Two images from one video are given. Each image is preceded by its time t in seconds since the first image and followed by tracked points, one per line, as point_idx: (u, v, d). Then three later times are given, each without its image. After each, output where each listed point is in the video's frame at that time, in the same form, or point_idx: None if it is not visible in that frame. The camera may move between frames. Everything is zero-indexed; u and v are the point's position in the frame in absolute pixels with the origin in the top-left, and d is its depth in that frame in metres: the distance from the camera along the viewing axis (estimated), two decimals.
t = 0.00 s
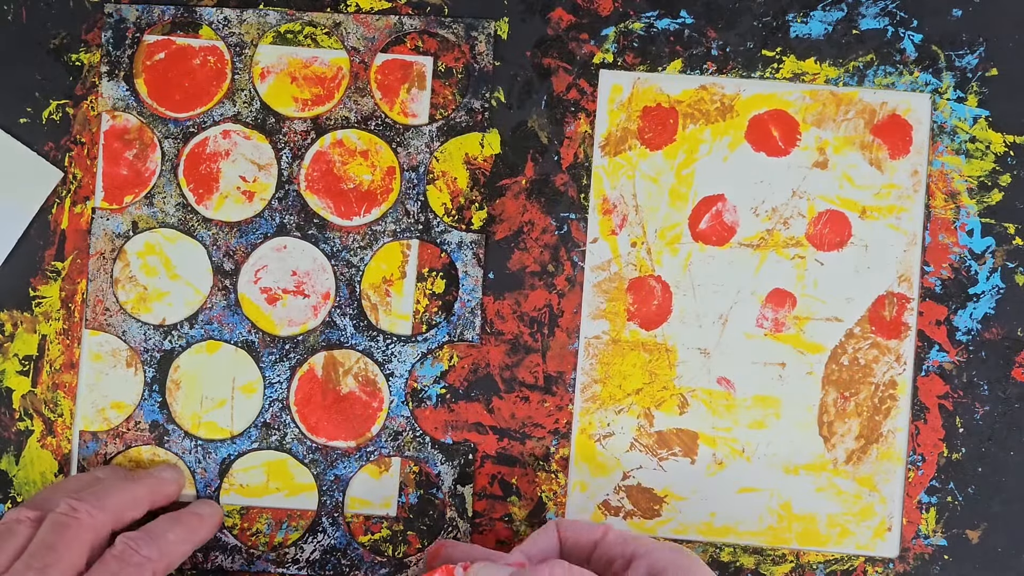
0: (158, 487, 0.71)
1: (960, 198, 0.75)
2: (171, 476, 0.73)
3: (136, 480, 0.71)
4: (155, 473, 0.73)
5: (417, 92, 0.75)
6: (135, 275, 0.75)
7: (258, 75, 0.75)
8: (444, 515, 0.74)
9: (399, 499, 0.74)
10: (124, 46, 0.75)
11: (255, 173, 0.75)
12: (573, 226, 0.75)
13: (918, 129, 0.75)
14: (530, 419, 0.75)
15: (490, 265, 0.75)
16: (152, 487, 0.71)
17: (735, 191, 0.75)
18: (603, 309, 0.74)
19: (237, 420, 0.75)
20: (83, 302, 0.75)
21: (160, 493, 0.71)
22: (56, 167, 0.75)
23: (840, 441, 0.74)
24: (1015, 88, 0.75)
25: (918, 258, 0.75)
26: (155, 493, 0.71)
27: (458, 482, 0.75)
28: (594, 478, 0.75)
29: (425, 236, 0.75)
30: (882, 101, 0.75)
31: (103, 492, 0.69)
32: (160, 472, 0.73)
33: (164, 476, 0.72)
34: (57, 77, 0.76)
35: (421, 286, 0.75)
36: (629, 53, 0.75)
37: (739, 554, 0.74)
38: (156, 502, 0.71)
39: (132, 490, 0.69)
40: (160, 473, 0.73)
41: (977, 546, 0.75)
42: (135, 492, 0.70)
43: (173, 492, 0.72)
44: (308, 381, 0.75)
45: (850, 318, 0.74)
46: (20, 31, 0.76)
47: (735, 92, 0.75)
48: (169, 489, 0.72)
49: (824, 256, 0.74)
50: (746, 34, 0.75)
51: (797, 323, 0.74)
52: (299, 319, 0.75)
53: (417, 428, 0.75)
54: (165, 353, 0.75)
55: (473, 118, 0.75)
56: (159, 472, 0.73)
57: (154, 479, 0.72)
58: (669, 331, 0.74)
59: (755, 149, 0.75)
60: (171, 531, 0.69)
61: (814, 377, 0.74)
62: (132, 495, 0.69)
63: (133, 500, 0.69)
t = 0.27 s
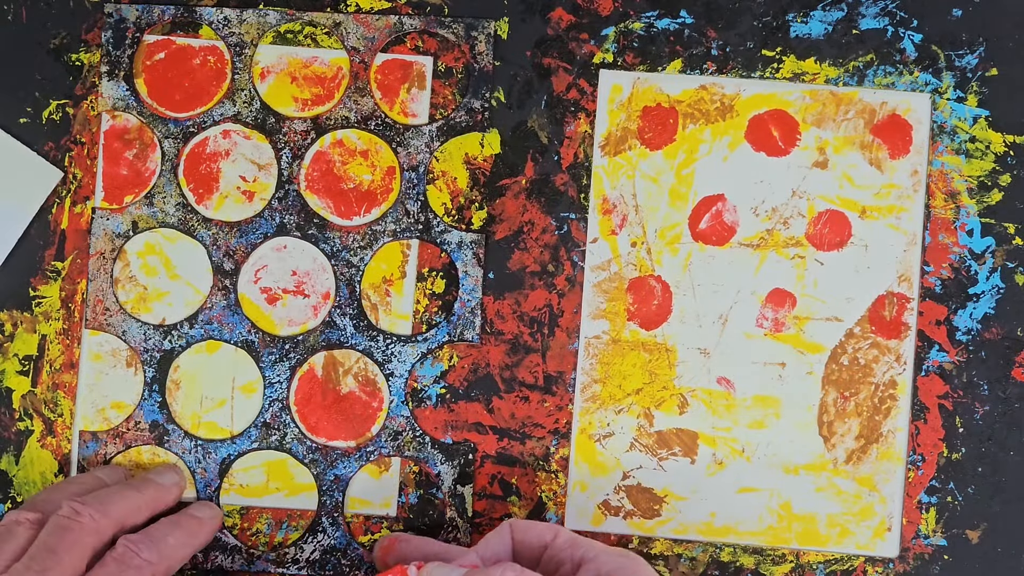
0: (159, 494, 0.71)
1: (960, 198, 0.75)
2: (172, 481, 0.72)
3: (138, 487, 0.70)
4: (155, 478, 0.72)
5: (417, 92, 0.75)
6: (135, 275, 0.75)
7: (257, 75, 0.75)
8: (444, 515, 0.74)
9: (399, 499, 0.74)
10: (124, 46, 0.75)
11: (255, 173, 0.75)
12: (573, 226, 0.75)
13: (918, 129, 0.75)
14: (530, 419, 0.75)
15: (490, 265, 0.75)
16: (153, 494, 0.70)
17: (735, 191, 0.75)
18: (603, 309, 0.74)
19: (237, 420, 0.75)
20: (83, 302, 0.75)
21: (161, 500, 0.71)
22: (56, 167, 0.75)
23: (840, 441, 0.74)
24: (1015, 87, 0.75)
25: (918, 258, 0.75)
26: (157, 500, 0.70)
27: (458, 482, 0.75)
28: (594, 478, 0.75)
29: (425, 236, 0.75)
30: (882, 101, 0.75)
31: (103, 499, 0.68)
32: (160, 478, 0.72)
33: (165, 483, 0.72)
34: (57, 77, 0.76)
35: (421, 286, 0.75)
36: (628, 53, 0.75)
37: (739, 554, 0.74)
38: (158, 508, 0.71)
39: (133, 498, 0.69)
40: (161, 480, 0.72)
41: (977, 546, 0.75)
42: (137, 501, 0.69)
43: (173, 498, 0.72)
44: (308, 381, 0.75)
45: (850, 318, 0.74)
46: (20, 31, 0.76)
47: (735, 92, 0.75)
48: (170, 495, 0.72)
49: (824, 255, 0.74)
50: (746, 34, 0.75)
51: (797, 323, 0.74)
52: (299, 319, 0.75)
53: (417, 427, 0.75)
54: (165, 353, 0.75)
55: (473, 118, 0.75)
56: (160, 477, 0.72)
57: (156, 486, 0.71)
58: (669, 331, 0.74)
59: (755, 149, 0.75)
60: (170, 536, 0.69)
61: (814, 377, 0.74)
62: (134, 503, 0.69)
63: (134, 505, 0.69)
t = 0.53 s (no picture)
0: (158, 497, 0.71)
1: (960, 198, 0.75)
2: (171, 483, 0.72)
3: (137, 489, 0.70)
4: (154, 480, 0.72)
5: (417, 92, 0.75)
6: (135, 275, 0.75)
7: (258, 75, 0.75)
8: (443, 515, 0.74)
9: (399, 500, 0.74)
10: (124, 46, 0.75)
11: (255, 173, 0.75)
12: (573, 226, 0.75)
13: (919, 130, 0.75)
14: (530, 420, 0.75)
15: (490, 265, 0.75)
16: (153, 497, 0.70)
17: (735, 191, 0.75)
18: (603, 309, 0.74)
19: (237, 421, 0.75)
20: (83, 302, 0.75)
21: (160, 502, 0.71)
22: (56, 166, 0.75)
23: (841, 441, 0.74)
24: (1015, 87, 0.75)
25: (918, 258, 0.75)
26: (156, 503, 0.70)
27: (459, 482, 0.75)
28: (594, 478, 0.75)
29: (425, 236, 0.75)
30: (882, 101, 0.75)
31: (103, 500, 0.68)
32: (159, 479, 0.72)
33: (164, 485, 0.72)
34: (57, 77, 0.76)
35: (421, 286, 0.75)
36: (629, 53, 0.75)
37: (740, 554, 0.74)
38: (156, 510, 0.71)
39: (132, 501, 0.69)
40: (160, 482, 0.72)
41: (977, 546, 0.75)
42: (135, 503, 0.69)
43: (173, 501, 0.72)
44: (308, 381, 0.75)
45: (849, 319, 0.74)
46: (20, 31, 0.76)
47: (735, 92, 0.75)
48: (168, 498, 0.72)
49: (824, 256, 0.74)
50: (746, 34, 0.75)
51: (797, 323, 0.74)
52: (299, 319, 0.75)
53: (417, 427, 0.75)
54: (165, 353, 0.75)
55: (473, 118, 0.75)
56: (159, 480, 0.72)
57: (155, 489, 0.71)
58: (669, 331, 0.74)
59: (755, 149, 0.75)
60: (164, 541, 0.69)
61: (814, 377, 0.74)
62: (131, 506, 0.69)
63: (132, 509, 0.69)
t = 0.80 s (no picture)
0: (158, 498, 0.71)
1: (960, 198, 0.75)
2: (171, 484, 0.72)
3: (136, 491, 0.70)
4: (154, 481, 0.72)
5: (417, 92, 0.75)
6: (135, 275, 0.75)
7: (257, 75, 0.75)
8: (444, 515, 0.74)
9: (400, 500, 0.74)
10: (124, 46, 0.75)
11: (255, 173, 0.75)
12: (572, 226, 0.75)
13: (919, 130, 0.75)
14: (530, 420, 0.75)
15: (490, 265, 0.75)
16: (152, 498, 0.70)
17: (735, 191, 0.75)
18: (603, 309, 0.75)
19: (237, 421, 0.75)
20: (83, 302, 0.75)
21: (159, 503, 0.71)
22: (56, 166, 0.75)
23: (841, 441, 0.74)
24: (1015, 87, 0.75)
25: (918, 258, 0.75)
26: (155, 504, 0.70)
27: (458, 482, 0.75)
28: (594, 478, 0.74)
29: (425, 236, 0.75)
30: (882, 101, 0.75)
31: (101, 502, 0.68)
32: (158, 480, 0.72)
33: (163, 486, 0.72)
34: (57, 77, 0.76)
35: (421, 286, 0.75)
36: (629, 53, 0.75)
37: (740, 554, 0.74)
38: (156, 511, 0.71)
39: (130, 502, 0.69)
40: (160, 482, 0.72)
41: (977, 546, 0.75)
42: (134, 504, 0.69)
43: (173, 501, 0.72)
44: (309, 381, 0.75)
45: (849, 319, 0.74)
46: (20, 31, 0.76)
47: (735, 92, 0.75)
48: (168, 499, 0.72)
49: (824, 256, 0.74)
50: (746, 34, 0.75)
51: (797, 323, 0.74)
52: (299, 320, 0.75)
53: (416, 427, 0.75)
54: (165, 352, 0.75)
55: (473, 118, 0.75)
56: (158, 480, 0.72)
57: (154, 490, 0.71)
58: (669, 331, 0.74)
59: (755, 149, 0.75)
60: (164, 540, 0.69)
61: (814, 377, 0.74)
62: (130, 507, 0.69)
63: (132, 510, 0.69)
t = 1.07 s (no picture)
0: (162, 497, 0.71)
1: (960, 198, 0.75)
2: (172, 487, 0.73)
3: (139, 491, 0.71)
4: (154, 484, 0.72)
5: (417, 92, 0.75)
6: (134, 275, 0.75)
7: (257, 75, 0.75)
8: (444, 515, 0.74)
9: (399, 501, 0.74)
10: (121, 44, 0.75)
11: (255, 173, 0.75)
12: (572, 226, 0.75)
13: (918, 130, 0.75)
14: (530, 420, 0.75)
15: (489, 265, 0.75)
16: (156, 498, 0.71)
17: (735, 191, 0.75)
18: (603, 308, 0.74)
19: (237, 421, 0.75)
20: (83, 302, 0.75)
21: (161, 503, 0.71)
22: (56, 167, 0.75)
23: (840, 441, 0.74)
24: (1015, 87, 0.75)
25: (918, 258, 0.75)
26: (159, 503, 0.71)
27: (455, 482, 0.75)
28: (594, 478, 0.74)
29: (425, 236, 0.75)
30: (882, 101, 0.75)
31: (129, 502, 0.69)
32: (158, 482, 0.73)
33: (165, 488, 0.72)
34: (57, 77, 0.76)
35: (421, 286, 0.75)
36: (628, 53, 0.75)
37: (740, 554, 0.74)
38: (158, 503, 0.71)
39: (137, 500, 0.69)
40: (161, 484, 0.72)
41: (977, 546, 0.75)
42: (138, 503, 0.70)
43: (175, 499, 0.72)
44: (309, 380, 0.75)
45: (849, 319, 0.74)
46: (20, 31, 0.76)
47: (735, 92, 0.75)
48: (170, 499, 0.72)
49: (824, 256, 0.74)
50: (746, 34, 0.75)
51: (797, 323, 0.74)
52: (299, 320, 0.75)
53: (415, 427, 0.75)
54: (165, 352, 0.75)
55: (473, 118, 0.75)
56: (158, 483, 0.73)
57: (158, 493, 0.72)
58: (669, 331, 0.74)
59: (755, 149, 0.75)
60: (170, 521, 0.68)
61: (814, 377, 0.74)
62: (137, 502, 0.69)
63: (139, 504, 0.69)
